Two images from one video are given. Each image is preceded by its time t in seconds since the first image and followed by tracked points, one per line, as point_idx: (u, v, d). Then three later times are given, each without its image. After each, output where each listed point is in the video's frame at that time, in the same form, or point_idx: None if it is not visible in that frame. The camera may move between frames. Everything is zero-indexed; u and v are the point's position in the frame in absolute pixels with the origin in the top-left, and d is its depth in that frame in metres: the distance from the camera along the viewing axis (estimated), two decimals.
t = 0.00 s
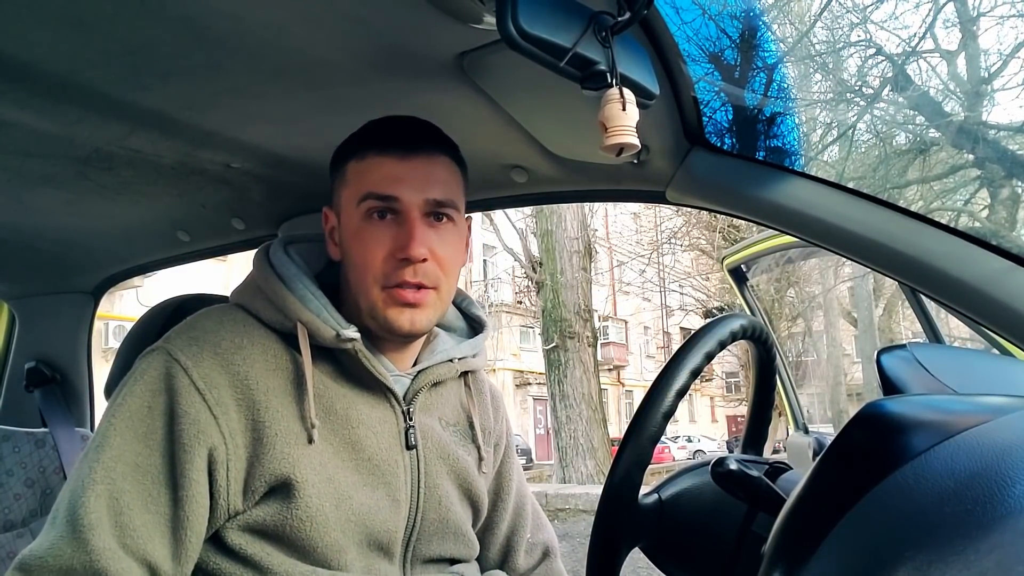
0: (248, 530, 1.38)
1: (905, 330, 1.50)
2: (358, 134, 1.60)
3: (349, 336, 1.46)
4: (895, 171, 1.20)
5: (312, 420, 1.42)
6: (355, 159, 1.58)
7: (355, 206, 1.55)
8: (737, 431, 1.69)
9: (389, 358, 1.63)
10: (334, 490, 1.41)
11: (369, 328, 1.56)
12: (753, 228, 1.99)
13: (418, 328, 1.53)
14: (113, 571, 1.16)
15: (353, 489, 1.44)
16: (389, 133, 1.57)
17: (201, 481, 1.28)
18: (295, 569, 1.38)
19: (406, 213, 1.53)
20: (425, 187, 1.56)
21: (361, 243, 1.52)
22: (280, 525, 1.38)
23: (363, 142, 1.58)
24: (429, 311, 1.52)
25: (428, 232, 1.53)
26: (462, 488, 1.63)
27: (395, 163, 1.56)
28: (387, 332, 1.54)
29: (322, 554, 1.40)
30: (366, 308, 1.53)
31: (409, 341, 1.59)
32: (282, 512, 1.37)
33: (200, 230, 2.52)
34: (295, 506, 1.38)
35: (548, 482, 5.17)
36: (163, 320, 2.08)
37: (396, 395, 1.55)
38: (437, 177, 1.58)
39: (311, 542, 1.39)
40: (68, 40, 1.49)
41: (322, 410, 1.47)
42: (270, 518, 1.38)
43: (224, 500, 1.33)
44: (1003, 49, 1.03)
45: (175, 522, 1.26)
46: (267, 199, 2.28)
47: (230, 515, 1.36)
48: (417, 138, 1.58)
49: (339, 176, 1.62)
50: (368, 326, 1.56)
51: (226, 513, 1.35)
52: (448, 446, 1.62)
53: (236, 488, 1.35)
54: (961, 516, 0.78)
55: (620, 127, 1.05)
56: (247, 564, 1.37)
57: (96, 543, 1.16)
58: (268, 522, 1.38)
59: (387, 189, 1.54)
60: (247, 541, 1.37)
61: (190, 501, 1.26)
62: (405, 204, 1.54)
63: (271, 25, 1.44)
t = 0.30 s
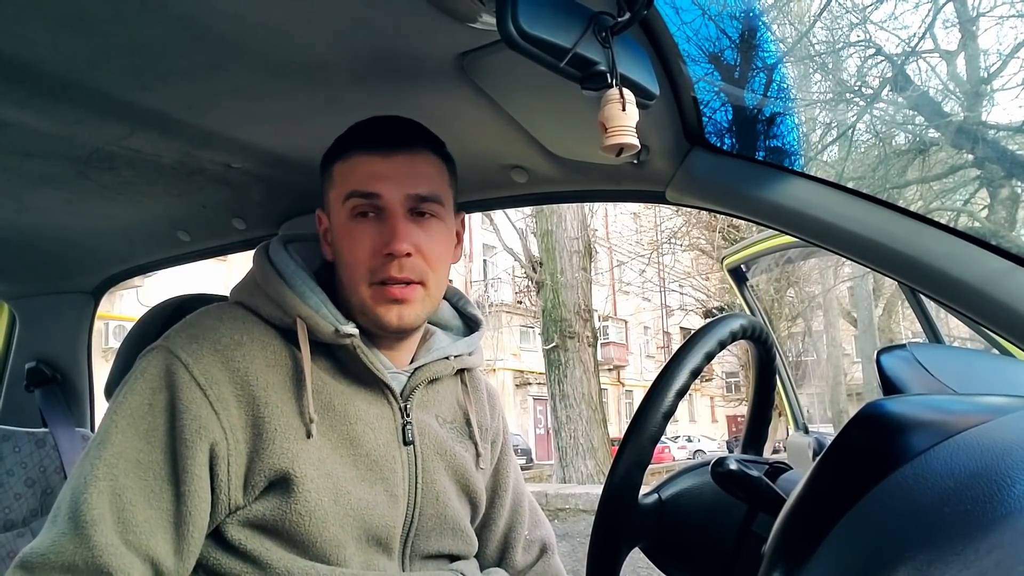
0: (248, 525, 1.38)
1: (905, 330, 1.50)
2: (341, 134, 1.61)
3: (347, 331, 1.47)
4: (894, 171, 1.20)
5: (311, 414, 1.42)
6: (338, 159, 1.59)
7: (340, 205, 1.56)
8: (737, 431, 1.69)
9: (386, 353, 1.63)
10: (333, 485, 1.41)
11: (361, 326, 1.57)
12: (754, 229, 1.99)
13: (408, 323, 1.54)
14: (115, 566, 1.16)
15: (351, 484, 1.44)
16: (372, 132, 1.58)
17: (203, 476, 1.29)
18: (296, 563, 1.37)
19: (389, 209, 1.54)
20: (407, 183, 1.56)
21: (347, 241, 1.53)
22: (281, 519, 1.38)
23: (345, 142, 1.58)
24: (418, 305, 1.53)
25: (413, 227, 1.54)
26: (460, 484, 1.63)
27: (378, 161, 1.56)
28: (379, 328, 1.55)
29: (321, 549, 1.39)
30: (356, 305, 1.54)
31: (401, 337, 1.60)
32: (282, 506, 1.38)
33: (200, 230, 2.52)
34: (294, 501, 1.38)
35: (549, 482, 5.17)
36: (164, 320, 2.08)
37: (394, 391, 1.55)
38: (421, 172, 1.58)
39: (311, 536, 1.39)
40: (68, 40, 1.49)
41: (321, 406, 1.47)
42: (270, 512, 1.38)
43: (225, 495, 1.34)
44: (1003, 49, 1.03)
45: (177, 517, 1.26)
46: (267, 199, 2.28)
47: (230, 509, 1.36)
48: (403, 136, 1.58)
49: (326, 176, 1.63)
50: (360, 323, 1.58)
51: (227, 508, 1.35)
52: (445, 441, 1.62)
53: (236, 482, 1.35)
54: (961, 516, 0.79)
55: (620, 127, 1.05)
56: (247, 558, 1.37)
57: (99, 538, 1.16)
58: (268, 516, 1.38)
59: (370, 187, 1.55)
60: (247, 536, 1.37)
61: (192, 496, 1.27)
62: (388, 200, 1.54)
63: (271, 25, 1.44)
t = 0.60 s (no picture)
0: (253, 519, 1.38)
1: (905, 330, 1.50)
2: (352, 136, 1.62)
3: (355, 328, 1.46)
4: (895, 171, 1.20)
5: (318, 408, 1.42)
6: (348, 160, 1.60)
7: (348, 205, 1.57)
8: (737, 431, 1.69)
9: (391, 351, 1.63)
10: (339, 480, 1.41)
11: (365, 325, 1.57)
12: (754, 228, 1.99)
13: (412, 323, 1.53)
14: (121, 557, 1.16)
15: (356, 480, 1.43)
16: (382, 133, 1.58)
17: (211, 468, 1.28)
18: (301, 558, 1.37)
19: (396, 210, 1.54)
20: (416, 185, 1.56)
21: (353, 240, 1.53)
22: (286, 513, 1.37)
23: (355, 143, 1.59)
24: (423, 305, 1.53)
25: (419, 228, 1.54)
26: (463, 482, 1.63)
27: (386, 162, 1.56)
28: (383, 328, 1.55)
29: (327, 543, 1.39)
30: (360, 304, 1.54)
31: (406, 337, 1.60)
32: (289, 500, 1.37)
33: (200, 230, 2.52)
34: (300, 494, 1.38)
35: (548, 482, 5.18)
36: (164, 320, 2.08)
37: (398, 388, 1.55)
38: (429, 174, 1.58)
39: (316, 531, 1.38)
40: (68, 40, 1.49)
41: (326, 402, 1.47)
42: (276, 506, 1.37)
43: (233, 488, 1.33)
44: (1004, 48, 1.03)
45: (184, 509, 1.26)
46: (267, 199, 2.28)
47: (237, 503, 1.35)
48: (412, 137, 1.58)
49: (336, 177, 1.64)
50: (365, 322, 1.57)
51: (234, 501, 1.34)
52: (448, 440, 1.62)
53: (244, 476, 1.35)
54: (961, 516, 0.78)
55: (620, 127, 1.05)
56: (253, 552, 1.37)
57: (105, 528, 1.16)
58: (274, 510, 1.38)
59: (378, 187, 1.55)
60: (253, 530, 1.37)
61: (200, 488, 1.26)
62: (395, 201, 1.55)
63: (271, 25, 1.44)
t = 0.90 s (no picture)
0: (260, 514, 1.37)
1: (905, 330, 1.50)
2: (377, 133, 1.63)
3: (367, 324, 1.46)
4: (895, 171, 1.20)
5: (329, 403, 1.42)
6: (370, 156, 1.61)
7: (364, 202, 1.58)
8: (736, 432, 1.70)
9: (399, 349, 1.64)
10: (348, 475, 1.42)
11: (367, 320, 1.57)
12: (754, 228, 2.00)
13: (411, 323, 1.53)
14: (127, 551, 1.15)
15: (364, 476, 1.44)
16: (403, 133, 1.59)
17: (221, 463, 1.28)
18: (307, 554, 1.37)
19: (409, 210, 1.54)
20: (427, 186, 1.56)
21: (364, 236, 1.54)
22: (293, 509, 1.37)
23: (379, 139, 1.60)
24: (423, 306, 1.52)
25: (429, 231, 1.54)
26: (466, 481, 1.64)
27: (403, 162, 1.57)
28: (383, 324, 1.55)
29: (332, 539, 1.40)
30: (364, 299, 1.54)
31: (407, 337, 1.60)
32: (297, 495, 1.37)
33: (201, 231, 2.52)
34: (308, 490, 1.37)
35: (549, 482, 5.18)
36: (164, 320, 2.09)
37: (405, 385, 1.55)
38: (444, 178, 1.58)
39: (322, 527, 1.39)
40: (68, 40, 1.49)
41: (337, 397, 1.47)
42: (283, 501, 1.37)
43: (241, 483, 1.33)
44: (1004, 48, 1.03)
45: (192, 504, 1.25)
46: (268, 199, 2.28)
47: (244, 498, 1.35)
48: (430, 140, 1.58)
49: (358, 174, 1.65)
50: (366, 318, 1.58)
51: (241, 496, 1.34)
52: (453, 439, 1.62)
53: (252, 471, 1.34)
54: (961, 515, 0.79)
55: (620, 127, 1.05)
56: (259, 548, 1.36)
57: (112, 522, 1.15)
58: (281, 506, 1.38)
59: (393, 186, 1.56)
60: (260, 525, 1.37)
61: (208, 483, 1.26)
62: (409, 201, 1.55)
63: (270, 25, 1.44)
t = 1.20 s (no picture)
0: (269, 510, 1.37)
1: (905, 329, 1.50)
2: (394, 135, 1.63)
3: (382, 326, 1.46)
4: (895, 170, 1.20)
5: (343, 400, 1.43)
6: (389, 159, 1.61)
7: (383, 205, 1.57)
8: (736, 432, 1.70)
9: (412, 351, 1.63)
10: (359, 472, 1.42)
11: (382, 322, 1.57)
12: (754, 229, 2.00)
13: (428, 328, 1.53)
14: (129, 543, 1.14)
15: (375, 474, 1.43)
16: (422, 136, 1.59)
17: (229, 459, 1.28)
18: (315, 550, 1.37)
19: (429, 215, 1.54)
20: (446, 191, 1.56)
21: (384, 240, 1.54)
22: (303, 505, 1.37)
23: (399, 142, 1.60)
24: (440, 312, 1.53)
25: (448, 236, 1.54)
26: (472, 482, 1.64)
27: (423, 167, 1.57)
28: (399, 328, 1.55)
29: (340, 536, 1.40)
30: (381, 303, 1.55)
31: (420, 341, 1.60)
32: (307, 492, 1.37)
33: (201, 231, 2.53)
34: (320, 486, 1.38)
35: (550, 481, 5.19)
36: (164, 320, 2.09)
37: (416, 385, 1.55)
38: (464, 184, 1.58)
39: (331, 524, 1.39)
40: (68, 40, 1.49)
41: (349, 396, 1.47)
42: (293, 498, 1.37)
43: (250, 479, 1.33)
44: (1003, 49, 1.03)
45: (198, 499, 1.25)
46: (268, 199, 2.28)
47: (253, 494, 1.35)
48: (449, 145, 1.59)
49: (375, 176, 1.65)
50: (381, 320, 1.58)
51: (250, 492, 1.34)
52: (462, 440, 1.63)
53: (262, 468, 1.34)
54: (960, 517, 0.78)
55: (620, 127, 1.05)
56: (268, 543, 1.36)
57: (116, 514, 1.15)
58: (290, 503, 1.37)
59: (413, 191, 1.55)
60: (268, 521, 1.37)
61: (216, 479, 1.26)
62: (429, 206, 1.55)
63: (270, 25, 1.44)
